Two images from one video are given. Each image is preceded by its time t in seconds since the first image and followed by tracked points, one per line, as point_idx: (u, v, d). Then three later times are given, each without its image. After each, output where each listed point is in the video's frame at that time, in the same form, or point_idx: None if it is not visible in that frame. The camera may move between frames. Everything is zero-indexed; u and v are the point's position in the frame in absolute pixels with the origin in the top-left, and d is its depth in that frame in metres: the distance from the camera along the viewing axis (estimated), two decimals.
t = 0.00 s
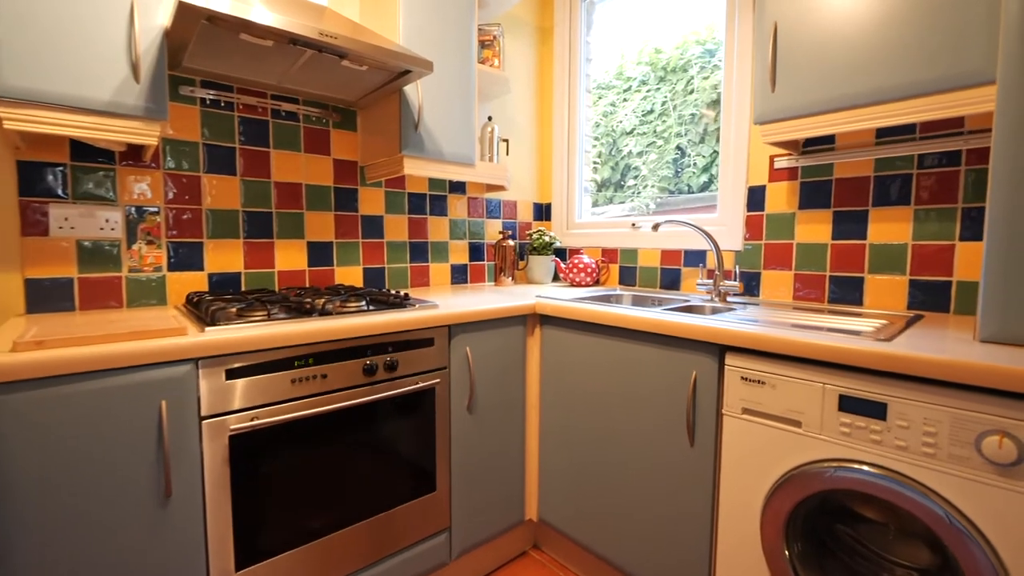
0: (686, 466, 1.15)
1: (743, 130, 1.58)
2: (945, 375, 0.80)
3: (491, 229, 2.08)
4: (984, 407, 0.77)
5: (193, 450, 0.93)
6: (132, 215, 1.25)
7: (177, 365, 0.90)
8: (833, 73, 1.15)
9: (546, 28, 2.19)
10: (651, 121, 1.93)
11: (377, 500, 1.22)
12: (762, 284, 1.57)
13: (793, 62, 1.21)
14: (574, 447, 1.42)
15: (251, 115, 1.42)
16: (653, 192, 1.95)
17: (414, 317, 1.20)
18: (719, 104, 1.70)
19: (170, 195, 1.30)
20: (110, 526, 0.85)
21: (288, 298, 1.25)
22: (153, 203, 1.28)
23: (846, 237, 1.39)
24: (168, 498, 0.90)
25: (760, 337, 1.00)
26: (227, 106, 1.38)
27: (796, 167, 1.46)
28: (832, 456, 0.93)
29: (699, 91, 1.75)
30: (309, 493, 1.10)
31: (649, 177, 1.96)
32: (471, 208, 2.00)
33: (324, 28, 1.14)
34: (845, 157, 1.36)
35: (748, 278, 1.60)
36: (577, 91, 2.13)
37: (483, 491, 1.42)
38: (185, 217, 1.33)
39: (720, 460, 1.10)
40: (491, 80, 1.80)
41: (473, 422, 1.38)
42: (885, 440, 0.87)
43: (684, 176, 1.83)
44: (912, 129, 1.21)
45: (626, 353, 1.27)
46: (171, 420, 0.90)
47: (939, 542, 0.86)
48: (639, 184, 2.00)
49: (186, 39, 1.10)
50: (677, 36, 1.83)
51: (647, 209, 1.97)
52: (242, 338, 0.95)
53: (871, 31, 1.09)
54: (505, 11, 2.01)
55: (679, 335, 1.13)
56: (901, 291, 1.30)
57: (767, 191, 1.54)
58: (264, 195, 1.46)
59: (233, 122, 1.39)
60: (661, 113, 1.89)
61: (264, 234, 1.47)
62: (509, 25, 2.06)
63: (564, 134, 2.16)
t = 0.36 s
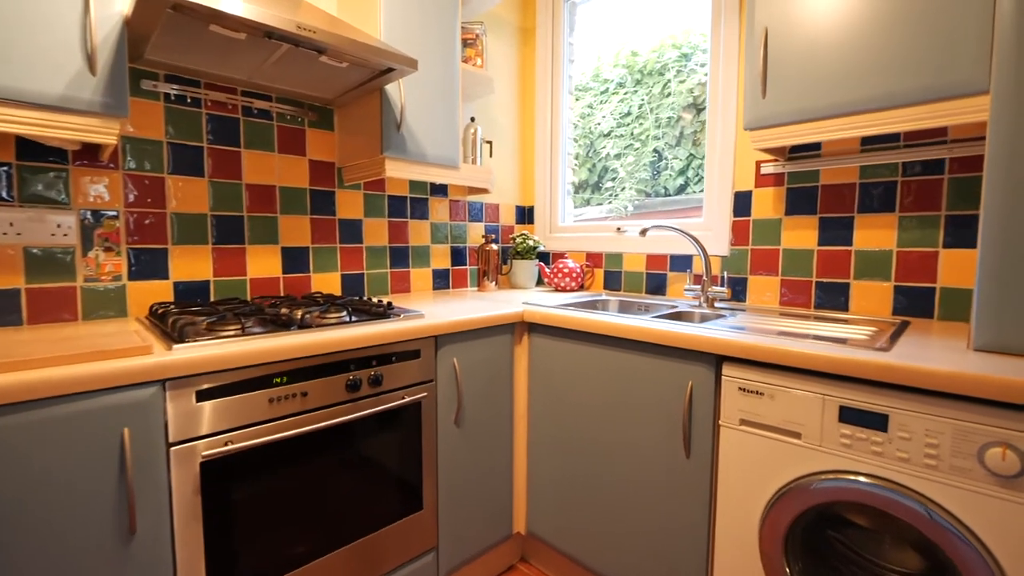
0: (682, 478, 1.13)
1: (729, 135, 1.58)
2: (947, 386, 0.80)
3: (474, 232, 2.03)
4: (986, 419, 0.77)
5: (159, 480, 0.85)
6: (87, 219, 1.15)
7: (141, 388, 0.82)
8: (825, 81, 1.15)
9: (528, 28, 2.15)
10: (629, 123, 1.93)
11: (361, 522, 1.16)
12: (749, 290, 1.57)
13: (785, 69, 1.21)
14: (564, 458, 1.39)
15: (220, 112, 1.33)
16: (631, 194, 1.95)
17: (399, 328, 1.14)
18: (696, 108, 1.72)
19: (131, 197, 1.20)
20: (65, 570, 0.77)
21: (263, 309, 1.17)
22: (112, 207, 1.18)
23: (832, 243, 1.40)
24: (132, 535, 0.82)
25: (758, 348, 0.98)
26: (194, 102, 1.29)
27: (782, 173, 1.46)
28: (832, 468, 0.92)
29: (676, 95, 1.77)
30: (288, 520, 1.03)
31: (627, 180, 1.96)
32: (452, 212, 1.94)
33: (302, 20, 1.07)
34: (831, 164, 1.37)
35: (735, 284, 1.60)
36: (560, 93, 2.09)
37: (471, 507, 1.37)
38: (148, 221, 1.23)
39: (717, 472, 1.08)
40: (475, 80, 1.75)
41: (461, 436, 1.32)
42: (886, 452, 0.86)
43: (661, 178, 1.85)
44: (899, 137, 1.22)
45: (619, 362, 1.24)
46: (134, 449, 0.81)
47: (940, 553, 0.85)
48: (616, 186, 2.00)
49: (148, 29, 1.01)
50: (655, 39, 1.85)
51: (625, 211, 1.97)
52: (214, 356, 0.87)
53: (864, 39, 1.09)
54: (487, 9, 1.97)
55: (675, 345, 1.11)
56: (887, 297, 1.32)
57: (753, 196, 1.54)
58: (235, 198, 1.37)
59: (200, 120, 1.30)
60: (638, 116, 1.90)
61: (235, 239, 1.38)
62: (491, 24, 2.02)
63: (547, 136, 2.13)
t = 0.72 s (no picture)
0: (679, 491, 1.11)
1: (715, 141, 1.58)
2: (947, 399, 0.80)
3: (457, 237, 1.98)
4: (987, 430, 0.78)
5: (125, 517, 0.77)
6: (39, 226, 1.05)
7: (105, 416, 0.74)
8: (818, 89, 1.15)
9: (511, 28, 2.11)
10: (607, 126, 1.93)
11: (347, 548, 1.09)
12: (736, 296, 1.57)
13: (777, 77, 1.21)
14: (556, 471, 1.35)
15: (189, 110, 1.25)
16: (609, 197, 1.95)
17: (387, 342, 1.09)
18: (673, 112, 1.74)
19: (89, 202, 1.11)
20: None
21: (239, 323, 1.10)
22: (68, 212, 1.08)
23: (818, 250, 1.41)
24: None
25: (757, 359, 0.97)
26: (160, 100, 1.20)
27: (768, 179, 1.47)
28: (833, 480, 0.91)
29: (653, 98, 1.79)
30: (269, 550, 0.96)
31: (605, 182, 1.97)
32: (434, 216, 1.88)
33: (281, 15, 1.00)
34: (817, 172, 1.37)
35: (722, 289, 1.60)
36: (544, 95, 2.05)
37: (460, 524, 1.32)
38: (109, 228, 1.14)
39: (715, 484, 1.06)
40: (459, 81, 1.70)
41: (450, 451, 1.28)
42: (887, 464, 0.86)
43: (638, 181, 1.86)
44: (885, 146, 1.23)
45: (614, 373, 1.22)
46: (97, 485, 0.74)
47: (939, 564, 0.85)
48: (594, 189, 2.00)
49: (110, 20, 0.93)
50: (632, 43, 1.86)
51: (604, 213, 1.98)
52: (188, 378, 0.80)
53: (856, 49, 1.10)
54: (470, 8, 1.92)
55: (672, 356, 1.09)
56: (873, 304, 1.33)
57: (740, 203, 1.54)
58: (205, 202, 1.29)
59: (167, 119, 1.21)
60: (616, 119, 1.90)
61: (205, 246, 1.29)
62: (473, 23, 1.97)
63: (530, 139, 2.09)
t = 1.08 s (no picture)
0: (677, 502, 1.10)
1: (702, 147, 1.58)
2: (948, 410, 0.81)
3: (441, 242, 1.93)
4: (986, 441, 0.79)
5: (94, 557, 0.70)
6: None
7: (71, 448, 0.68)
8: (810, 98, 1.16)
9: (494, 29, 2.07)
10: (586, 128, 1.93)
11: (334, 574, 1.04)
12: (723, 301, 1.58)
13: (768, 86, 1.21)
14: (550, 483, 1.33)
15: (158, 109, 1.16)
16: (588, 199, 1.95)
17: (376, 356, 1.04)
18: (652, 115, 1.75)
19: (46, 207, 1.02)
20: None
21: (216, 337, 1.03)
22: (22, 218, 0.99)
23: (805, 257, 1.42)
24: None
25: (757, 370, 0.97)
26: (126, 97, 1.11)
27: (756, 187, 1.48)
28: (833, 491, 0.91)
29: (632, 102, 1.80)
30: None
31: (585, 185, 1.96)
32: (418, 220, 1.83)
33: (262, 9, 0.94)
34: (804, 179, 1.39)
35: (710, 295, 1.60)
36: (529, 96, 2.02)
37: (451, 541, 1.28)
38: (70, 235, 1.05)
39: (714, 495, 1.05)
40: (444, 82, 1.65)
41: (441, 466, 1.23)
42: (888, 474, 0.86)
43: (617, 184, 1.86)
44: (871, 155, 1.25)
45: (609, 383, 1.20)
46: (62, 524, 0.67)
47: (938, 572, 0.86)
48: (574, 191, 1.99)
49: (72, 10, 0.85)
50: (611, 46, 1.85)
51: (583, 215, 1.97)
52: (164, 403, 0.74)
53: (847, 60, 1.11)
54: (454, 7, 1.88)
55: (669, 366, 1.08)
56: (858, 310, 1.35)
57: (727, 209, 1.55)
58: (176, 207, 1.20)
59: (133, 118, 1.13)
60: (595, 121, 1.90)
61: (176, 254, 1.21)
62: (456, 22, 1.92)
63: (513, 141, 2.06)
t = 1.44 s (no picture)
0: (676, 513, 1.09)
1: (690, 153, 1.58)
2: (946, 419, 0.82)
3: (425, 247, 1.88)
4: (983, 449, 0.80)
5: None
6: None
7: (39, 485, 0.61)
8: (802, 107, 1.17)
9: (478, 30, 2.04)
10: (565, 131, 1.94)
11: None
12: (712, 307, 1.58)
13: (760, 94, 1.21)
14: (544, 495, 1.30)
15: (127, 108, 1.09)
16: (568, 202, 1.95)
17: (368, 371, 0.99)
18: (632, 118, 1.77)
19: (1, 214, 0.93)
20: None
21: (195, 354, 0.97)
22: None
23: (792, 264, 1.44)
24: None
25: (756, 380, 0.97)
26: (92, 95, 1.04)
27: (744, 194, 1.49)
28: (833, 500, 0.92)
29: (612, 105, 1.82)
30: None
31: (565, 188, 1.96)
32: (402, 225, 1.78)
33: (244, 5, 0.88)
34: (791, 187, 1.40)
35: (698, 301, 1.61)
36: (514, 99, 1.99)
37: (443, 557, 1.24)
38: (29, 244, 0.97)
39: (713, 506, 1.05)
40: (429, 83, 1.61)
41: (433, 481, 1.19)
42: (887, 483, 0.87)
43: (596, 186, 1.87)
44: (856, 165, 1.27)
45: (605, 393, 1.18)
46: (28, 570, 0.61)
47: None
48: (554, 194, 1.99)
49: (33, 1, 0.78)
50: (590, 49, 1.88)
51: (564, 218, 1.96)
52: (143, 432, 0.68)
53: (837, 70, 1.12)
54: (438, 7, 1.84)
55: (668, 376, 1.07)
56: (844, 316, 1.38)
57: (715, 215, 1.56)
58: (147, 213, 1.13)
59: (100, 117, 1.05)
60: (575, 124, 1.91)
61: (148, 263, 1.14)
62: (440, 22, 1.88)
63: (498, 144, 2.03)
